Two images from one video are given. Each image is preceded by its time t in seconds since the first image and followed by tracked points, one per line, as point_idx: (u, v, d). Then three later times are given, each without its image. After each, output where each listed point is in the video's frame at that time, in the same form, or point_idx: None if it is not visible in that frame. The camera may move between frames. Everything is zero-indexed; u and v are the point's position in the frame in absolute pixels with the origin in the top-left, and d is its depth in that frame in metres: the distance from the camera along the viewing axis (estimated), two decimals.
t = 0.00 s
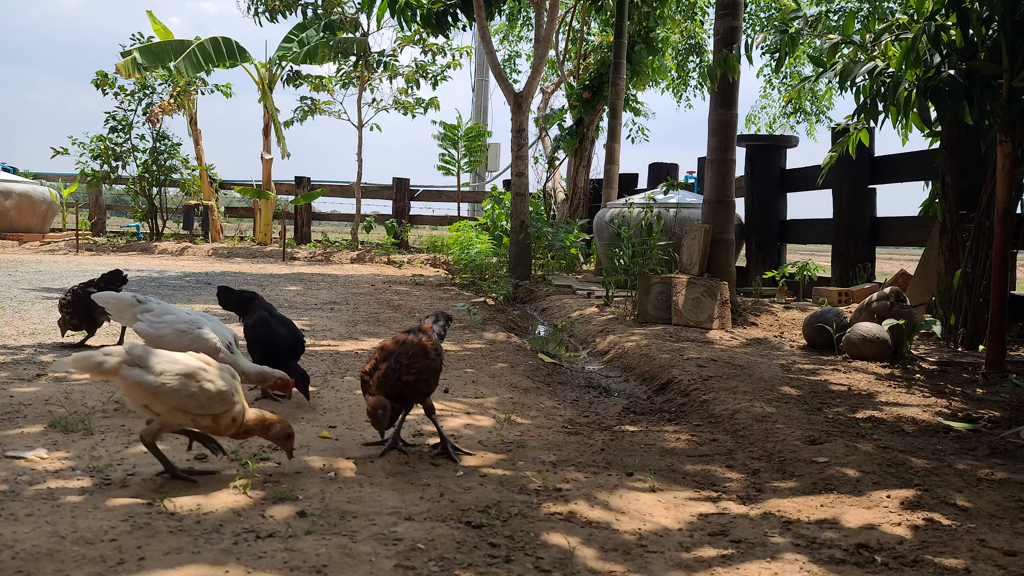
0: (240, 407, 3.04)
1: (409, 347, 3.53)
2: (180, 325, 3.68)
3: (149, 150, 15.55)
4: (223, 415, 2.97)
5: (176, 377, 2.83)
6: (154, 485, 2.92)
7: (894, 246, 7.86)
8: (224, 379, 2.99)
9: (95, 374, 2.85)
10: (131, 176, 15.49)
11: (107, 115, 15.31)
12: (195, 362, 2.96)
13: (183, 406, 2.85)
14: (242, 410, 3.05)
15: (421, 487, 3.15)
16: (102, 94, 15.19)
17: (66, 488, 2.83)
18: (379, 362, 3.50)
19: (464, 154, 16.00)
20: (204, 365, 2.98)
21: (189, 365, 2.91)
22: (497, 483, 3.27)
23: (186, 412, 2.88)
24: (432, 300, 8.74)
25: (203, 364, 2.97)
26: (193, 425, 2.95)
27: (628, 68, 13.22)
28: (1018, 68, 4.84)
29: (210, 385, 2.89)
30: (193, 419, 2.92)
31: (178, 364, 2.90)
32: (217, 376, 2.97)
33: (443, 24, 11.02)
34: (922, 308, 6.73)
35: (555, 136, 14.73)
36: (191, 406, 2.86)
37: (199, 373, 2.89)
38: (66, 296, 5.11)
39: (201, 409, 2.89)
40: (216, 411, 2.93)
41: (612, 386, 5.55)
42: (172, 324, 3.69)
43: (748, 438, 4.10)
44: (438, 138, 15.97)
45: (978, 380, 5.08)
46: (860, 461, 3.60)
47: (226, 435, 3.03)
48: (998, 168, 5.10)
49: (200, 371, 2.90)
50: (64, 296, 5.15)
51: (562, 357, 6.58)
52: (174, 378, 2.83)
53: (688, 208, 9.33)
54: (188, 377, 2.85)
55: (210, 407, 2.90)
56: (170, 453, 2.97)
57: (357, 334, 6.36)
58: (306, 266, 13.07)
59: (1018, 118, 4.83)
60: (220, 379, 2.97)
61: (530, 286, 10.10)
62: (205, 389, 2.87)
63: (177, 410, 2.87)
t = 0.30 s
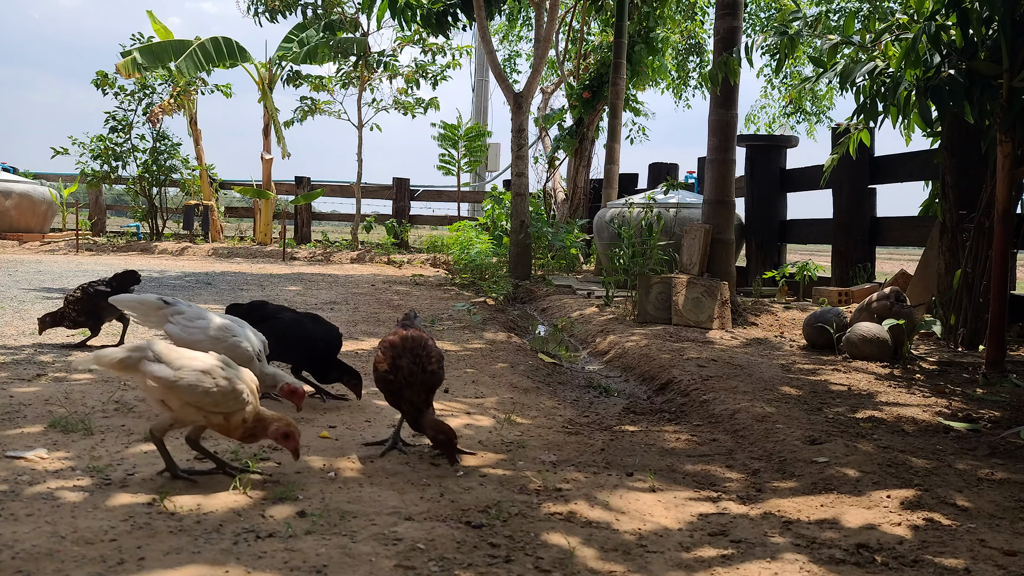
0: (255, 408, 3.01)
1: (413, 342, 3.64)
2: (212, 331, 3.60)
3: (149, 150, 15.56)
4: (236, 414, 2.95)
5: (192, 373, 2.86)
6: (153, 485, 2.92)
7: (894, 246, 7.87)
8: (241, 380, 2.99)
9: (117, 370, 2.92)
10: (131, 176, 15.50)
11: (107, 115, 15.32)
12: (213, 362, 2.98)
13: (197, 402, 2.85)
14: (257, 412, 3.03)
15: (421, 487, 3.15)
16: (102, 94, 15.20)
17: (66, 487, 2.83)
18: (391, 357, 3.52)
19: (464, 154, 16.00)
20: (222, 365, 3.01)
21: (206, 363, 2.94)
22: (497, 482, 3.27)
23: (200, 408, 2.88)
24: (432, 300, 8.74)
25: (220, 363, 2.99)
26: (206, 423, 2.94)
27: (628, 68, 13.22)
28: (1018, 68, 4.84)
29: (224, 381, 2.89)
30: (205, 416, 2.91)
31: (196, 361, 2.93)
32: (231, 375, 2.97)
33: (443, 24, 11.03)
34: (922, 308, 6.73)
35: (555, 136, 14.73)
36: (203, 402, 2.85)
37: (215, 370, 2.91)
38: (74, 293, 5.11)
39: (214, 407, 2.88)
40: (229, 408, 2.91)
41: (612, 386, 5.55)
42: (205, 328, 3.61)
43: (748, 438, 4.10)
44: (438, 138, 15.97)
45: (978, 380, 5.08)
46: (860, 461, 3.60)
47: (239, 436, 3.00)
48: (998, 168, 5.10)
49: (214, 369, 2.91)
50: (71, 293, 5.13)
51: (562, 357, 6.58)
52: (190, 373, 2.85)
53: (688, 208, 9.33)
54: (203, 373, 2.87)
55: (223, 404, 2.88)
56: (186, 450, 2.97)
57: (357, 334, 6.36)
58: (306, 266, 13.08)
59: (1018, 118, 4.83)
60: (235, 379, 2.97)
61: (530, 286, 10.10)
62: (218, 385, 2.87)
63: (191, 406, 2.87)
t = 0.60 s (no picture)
0: (256, 410, 3.01)
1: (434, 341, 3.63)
2: (222, 331, 3.62)
3: (149, 150, 15.56)
4: (237, 416, 2.94)
5: (195, 372, 2.86)
6: (153, 485, 2.93)
7: (894, 246, 7.87)
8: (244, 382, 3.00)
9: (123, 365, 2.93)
10: (131, 176, 15.50)
11: (107, 115, 15.32)
12: (216, 362, 2.99)
13: (199, 402, 2.85)
14: (258, 414, 3.03)
15: (421, 487, 3.15)
16: (102, 94, 15.20)
17: (66, 487, 2.83)
18: (420, 355, 3.49)
19: (464, 154, 16.00)
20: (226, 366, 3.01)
21: (210, 364, 2.94)
22: (497, 482, 3.27)
23: (201, 408, 2.88)
24: (432, 300, 8.74)
25: (225, 364, 2.99)
26: (207, 423, 2.94)
27: (628, 68, 13.22)
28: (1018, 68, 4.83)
29: (227, 383, 2.89)
30: (207, 416, 2.91)
31: (200, 361, 2.94)
32: (234, 377, 2.97)
33: (443, 24, 11.03)
34: (922, 308, 6.73)
35: (555, 136, 14.72)
36: (205, 402, 2.85)
37: (219, 371, 2.91)
38: (70, 293, 5.10)
39: (216, 407, 2.88)
40: (230, 409, 2.90)
41: (612, 386, 5.55)
42: (217, 328, 3.63)
43: (748, 438, 4.10)
44: (438, 138, 15.97)
45: (979, 380, 5.08)
46: (860, 461, 3.60)
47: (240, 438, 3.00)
48: (998, 168, 5.10)
49: (217, 369, 2.92)
50: (69, 293, 5.13)
51: (562, 357, 6.58)
52: (193, 373, 2.85)
53: (688, 208, 9.33)
54: (206, 373, 2.87)
55: (224, 405, 2.88)
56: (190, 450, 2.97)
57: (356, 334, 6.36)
58: (306, 266, 13.07)
59: (1018, 118, 4.83)
60: (238, 380, 2.97)
61: (530, 286, 10.09)
62: (221, 386, 2.86)
63: (194, 406, 2.87)
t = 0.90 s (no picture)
0: (276, 408, 3.01)
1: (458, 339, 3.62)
2: (251, 337, 3.56)
3: (149, 150, 15.57)
4: (257, 414, 2.96)
5: (215, 371, 2.88)
6: (154, 485, 2.93)
7: (894, 246, 7.87)
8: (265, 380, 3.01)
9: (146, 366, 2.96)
10: (131, 176, 15.50)
11: (107, 115, 15.33)
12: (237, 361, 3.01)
13: (220, 400, 2.87)
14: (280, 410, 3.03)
15: (421, 487, 3.15)
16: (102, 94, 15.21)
17: (66, 487, 2.83)
18: (458, 352, 3.46)
19: (464, 154, 16.00)
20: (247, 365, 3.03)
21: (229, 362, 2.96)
22: (497, 483, 3.27)
23: (223, 406, 2.89)
24: (433, 300, 8.74)
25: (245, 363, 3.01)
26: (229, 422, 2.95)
27: (628, 68, 13.22)
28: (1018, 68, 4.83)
29: (248, 380, 2.90)
30: (228, 415, 2.92)
31: (221, 360, 2.96)
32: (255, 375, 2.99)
33: (443, 24, 11.03)
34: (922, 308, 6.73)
35: (555, 136, 14.73)
36: (227, 400, 2.86)
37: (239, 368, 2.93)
38: (69, 294, 5.10)
39: (237, 405, 2.89)
40: (251, 407, 2.92)
41: (612, 386, 5.55)
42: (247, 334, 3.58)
43: (748, 438, 4.10)
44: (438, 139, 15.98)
45: (978, 380, 5.08)
46: (860, 461, 3.60)
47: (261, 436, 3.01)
48: (998, 168, 5.10)
49: (237, 367, 2.93)
50: (68, 294, 5.13)
51: (562, 357, 6.58)
52: (214, 371, 2.88)
53: (687, 208, 9.34)
54: (227, 372, 2.89)
55: (245, 403, 2.89)
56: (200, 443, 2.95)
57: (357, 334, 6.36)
58: (306, 266, 13.07)
59: (1018, 118, 4.84)
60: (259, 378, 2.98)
61: (530, 286, 10.09)
62: (242, 383, 2.88)
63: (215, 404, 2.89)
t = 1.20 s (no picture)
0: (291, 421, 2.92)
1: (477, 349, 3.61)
2: (267, 334, 3.57)
3: (149, 150, 15.57)
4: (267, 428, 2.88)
5: (230, 379, 2.86)
6: (154, 484, 2.93)
7: (894, 246, 7.87)
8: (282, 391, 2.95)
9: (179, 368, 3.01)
10: (131, 176, 15.50)
11: (107, 115, 15.33)
12: (258, 370, 2.98)
13: (233, 409, 2.84)
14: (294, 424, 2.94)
15: (421, 487, 3.15)
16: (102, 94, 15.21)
17: (66, 487, 2.83)
18: (483, 366, 3.43)
19: (465, 154, 16.00)
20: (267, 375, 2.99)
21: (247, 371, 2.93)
22: (497, 483, 3.28)
23: (236, 416, 2.87)
24: (432, 300, 8.74)
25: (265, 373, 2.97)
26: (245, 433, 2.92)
27: (628, 68, 13.23)
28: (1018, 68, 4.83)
29: (258, 391, 2.85)
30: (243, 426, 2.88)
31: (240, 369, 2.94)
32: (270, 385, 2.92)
33: (443, 24, 11.03)
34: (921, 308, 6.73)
35: (555, 136, 14.73)
36: (238, 410, 2.84)
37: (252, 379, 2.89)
38: (53, 301, 5.09)
39: (248, 416, 2.85)
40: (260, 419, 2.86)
41: (612, 386, 5.55)
42: (261, 330, 3.59)
43: (748, 438, 4.10)
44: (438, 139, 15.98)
45: (978, 380, 5.08)
46: (860, 461, 3.60)
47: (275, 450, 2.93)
48: (998, 168, 5.10)
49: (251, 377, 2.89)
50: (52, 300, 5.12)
51: (562, 357, 6.57)
52: (229, 379, 2.86)
53: (687, 208, 9.34)
54: (241, 381, 2.87)
55: (253, 414, 2.84)
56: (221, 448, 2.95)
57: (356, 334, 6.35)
58: (306, 266, 13.08)
59: (1019, 118, 4.84)
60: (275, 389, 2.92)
61: (530, 286, 10.09)
62: (252, 394, 2.84)
63: (229, 413, 2.87)
